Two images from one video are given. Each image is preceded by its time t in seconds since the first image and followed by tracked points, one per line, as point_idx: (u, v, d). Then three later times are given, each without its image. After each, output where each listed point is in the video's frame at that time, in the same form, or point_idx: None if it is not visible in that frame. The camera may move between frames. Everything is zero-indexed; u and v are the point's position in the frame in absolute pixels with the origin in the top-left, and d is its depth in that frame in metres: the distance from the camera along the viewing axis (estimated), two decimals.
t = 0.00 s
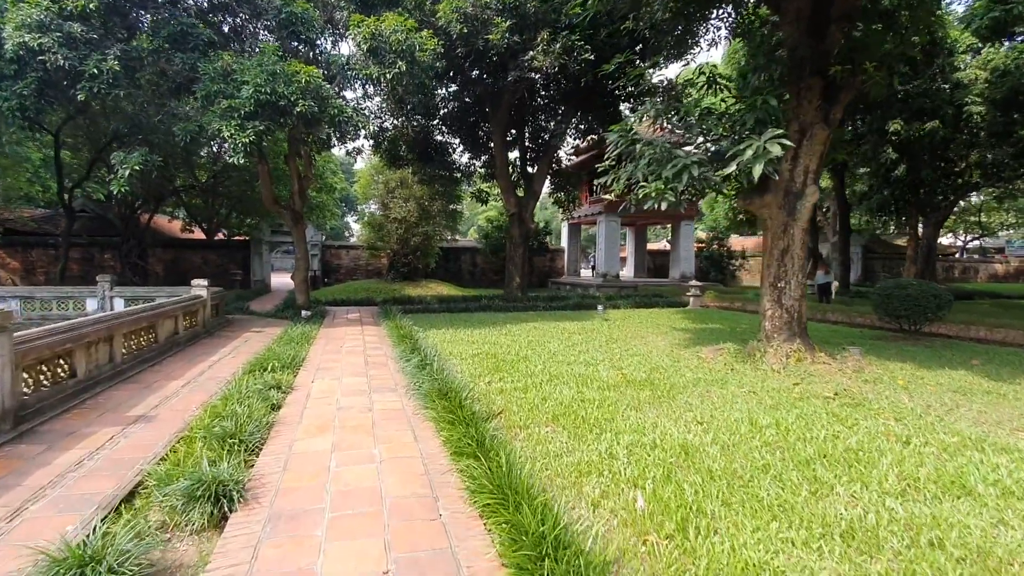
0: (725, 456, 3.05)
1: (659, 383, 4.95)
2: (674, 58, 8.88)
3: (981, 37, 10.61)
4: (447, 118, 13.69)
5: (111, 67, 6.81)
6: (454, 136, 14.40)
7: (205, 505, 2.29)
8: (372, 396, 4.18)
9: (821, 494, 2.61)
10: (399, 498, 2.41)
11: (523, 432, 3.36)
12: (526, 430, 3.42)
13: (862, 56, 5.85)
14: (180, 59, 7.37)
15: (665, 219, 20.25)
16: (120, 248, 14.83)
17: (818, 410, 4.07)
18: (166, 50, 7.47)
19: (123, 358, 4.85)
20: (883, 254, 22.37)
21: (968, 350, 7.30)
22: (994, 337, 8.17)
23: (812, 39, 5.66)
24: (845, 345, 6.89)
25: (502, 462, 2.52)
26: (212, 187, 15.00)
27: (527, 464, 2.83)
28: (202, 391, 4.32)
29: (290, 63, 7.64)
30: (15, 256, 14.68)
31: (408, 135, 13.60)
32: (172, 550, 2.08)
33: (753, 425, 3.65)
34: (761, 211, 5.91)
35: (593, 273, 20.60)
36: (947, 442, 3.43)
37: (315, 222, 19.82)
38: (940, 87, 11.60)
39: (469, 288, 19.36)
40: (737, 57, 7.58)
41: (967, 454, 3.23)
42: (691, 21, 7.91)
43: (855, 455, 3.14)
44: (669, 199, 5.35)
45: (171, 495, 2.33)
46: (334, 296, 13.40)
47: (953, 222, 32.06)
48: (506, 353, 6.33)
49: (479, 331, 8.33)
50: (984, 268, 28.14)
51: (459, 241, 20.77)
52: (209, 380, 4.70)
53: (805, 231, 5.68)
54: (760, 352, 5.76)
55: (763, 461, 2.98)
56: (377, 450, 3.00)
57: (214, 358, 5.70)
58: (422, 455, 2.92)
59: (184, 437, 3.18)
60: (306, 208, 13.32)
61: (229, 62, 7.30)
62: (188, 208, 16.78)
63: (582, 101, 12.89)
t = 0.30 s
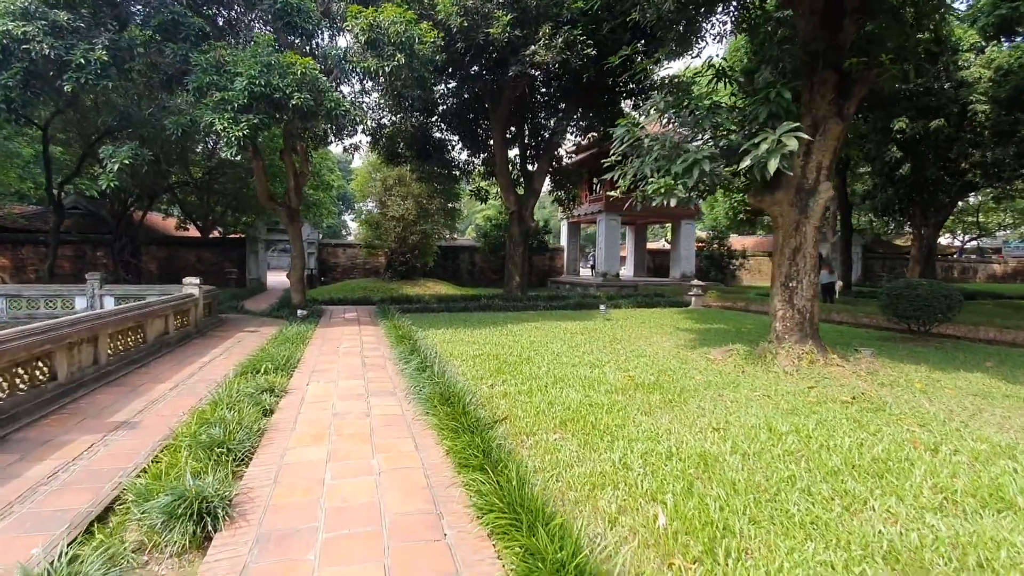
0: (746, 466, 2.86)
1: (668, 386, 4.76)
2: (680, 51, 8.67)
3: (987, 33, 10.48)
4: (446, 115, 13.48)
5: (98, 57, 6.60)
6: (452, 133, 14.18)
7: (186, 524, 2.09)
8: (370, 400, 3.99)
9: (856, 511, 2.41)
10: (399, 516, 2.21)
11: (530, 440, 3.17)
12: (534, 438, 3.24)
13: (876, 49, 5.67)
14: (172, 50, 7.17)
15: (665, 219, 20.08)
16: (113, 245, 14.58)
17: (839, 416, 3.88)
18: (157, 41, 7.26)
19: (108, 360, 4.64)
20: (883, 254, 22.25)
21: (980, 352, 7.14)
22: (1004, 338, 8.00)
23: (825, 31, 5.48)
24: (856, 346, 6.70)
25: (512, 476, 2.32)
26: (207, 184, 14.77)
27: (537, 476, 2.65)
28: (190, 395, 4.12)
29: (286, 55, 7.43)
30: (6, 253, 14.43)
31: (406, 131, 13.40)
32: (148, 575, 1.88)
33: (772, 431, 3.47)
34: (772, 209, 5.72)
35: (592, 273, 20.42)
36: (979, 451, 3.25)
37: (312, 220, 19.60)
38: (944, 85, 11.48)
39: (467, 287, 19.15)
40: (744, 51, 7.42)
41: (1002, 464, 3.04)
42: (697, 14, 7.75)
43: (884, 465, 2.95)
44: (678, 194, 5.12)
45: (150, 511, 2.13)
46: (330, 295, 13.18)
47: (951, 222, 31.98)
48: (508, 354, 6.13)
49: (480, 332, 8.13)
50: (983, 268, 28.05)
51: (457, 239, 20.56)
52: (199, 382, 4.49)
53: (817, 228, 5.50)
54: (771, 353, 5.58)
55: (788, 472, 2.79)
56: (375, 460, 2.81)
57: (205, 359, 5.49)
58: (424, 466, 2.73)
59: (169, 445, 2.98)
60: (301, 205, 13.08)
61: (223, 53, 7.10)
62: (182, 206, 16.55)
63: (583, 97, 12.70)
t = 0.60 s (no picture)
0: (774, 481, 2.66)
1: (679, 391, 4.55)
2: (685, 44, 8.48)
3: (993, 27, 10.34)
4: (443, 112, 13.25)
5: (83, 49, 6.35)
6: (450, 130, 13.94)
7: (164, 554, 1.87)
8: (368, 407, 3.77)
9: (899, 533, 2.21)
10: (401, 543, 2.00)
11: (540, 453, 2.96)
12: (544, 449, 3.02)
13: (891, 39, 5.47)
14: (160, 41, 6.92)
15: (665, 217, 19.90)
16: (104, 245, 14.30)
17: (862, 423, 3.68)
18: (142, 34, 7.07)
19: (92, 366, 4.41)
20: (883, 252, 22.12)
21: (994, 352, 6.96)
22: (1016, 338, 7.83)
23: (839, 21, 5.29)
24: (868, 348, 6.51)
25: (525, 497, 2.12)
26: (200, 182, 14.52)
27: (550, 495, 2.44)
28: (177, 402, 3.90)
29: (278, 46, 7.19)
30: None
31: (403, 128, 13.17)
32: None
33: (795, 440, 3.27)
34: (783, 205, 5.52)
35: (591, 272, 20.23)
36: (1018, 461, 3.05)
37: (307, 219, 19.34)
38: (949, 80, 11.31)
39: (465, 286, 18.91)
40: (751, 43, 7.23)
41: None
42: (703, 6, 7.56)
43: (922, 479, 2.75)
44: (688, 190, 4.93)
45: (124, 538, 1.92)
46: (326, 295, 12.92)
47: (948, 221, 31.90)
48: (510, 357, 5.91)
49: (480, 333, 7.91)
50: (981, 266, 27.96)
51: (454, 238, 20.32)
52: (186, 389, 4.27)
53: (831, 226, 5.31)
54: (784, 355, 5.38)
55: (819, 488, 2.59)
56: (373, 476, 2.60)
57: (195, 363, 5.26)
58: (428, 483, 2.52)
59: (151, 461, 2.77)
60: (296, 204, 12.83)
61: (214, 45, 6.88)
62: (175, 204, 16.27)
63: (583, 93, 12.49)
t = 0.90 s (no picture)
0: (804, 499, 2.46)
1: (690, 396, 4.35)
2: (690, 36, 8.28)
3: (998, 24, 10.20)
4: (440, 110, 13.02)
5: (66, 39, 6.12)
6: (447, 128, 13.70)
7: None
8: (364, 416, 3.55)
9: (948, 560, 2.02)
10: None
11: (549, 468, 2.76)
12: (553, 464, 2.82)
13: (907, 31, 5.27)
14: (147, 32, 6.76)
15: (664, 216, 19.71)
16: (94, 244, 14.03)
17: (886, 433, 3.49)
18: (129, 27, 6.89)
19: (71, 372, 4.19)
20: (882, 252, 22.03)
21: (1006, 354, 6.80)
22: None
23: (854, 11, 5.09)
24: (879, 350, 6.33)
25: (539, 525, 1.91)
26: (193, 180, 14.26)
27: (563, 517, 2.24)
28: (160, 412, 3.67)
29: (270, 38, 6.97)
30: None
31: (399, 126, 12.93)
32: None
33: (818, 452, 3.08)
34: (795, 203, 5.33)
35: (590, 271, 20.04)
36: None
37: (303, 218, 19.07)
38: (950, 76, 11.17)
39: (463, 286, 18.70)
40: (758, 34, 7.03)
41: None
42: None
43: (961, 497, 2.56)
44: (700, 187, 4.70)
45: (87, 575, 1.71)
46: (321, 295, 12.68)
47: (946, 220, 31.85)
48: (511, 360, 5.71)
49: (480, 334, 7.70)
50: (979, 265, 27.93)
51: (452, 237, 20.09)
52: (171, 396, 4.05)
53: (844, 224, 5.13)
54: (796, 359, 5.19)
55: (853, 507, 2.40)
56: (368, 496, 2.38)
57: (182, 368, 5.04)
58: (429, 503, 2.31)
59: (127, 479, 2.55)
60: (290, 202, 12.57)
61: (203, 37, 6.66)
62: (168, 203, 16.00)
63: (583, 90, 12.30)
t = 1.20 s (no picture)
0: (841, 521, 2.24)
1: (703, 402, 4.15)
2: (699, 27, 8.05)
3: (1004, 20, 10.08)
4: (439, 107, 12.80)
5: (48, 28, 5.99)
6: (446, 125, 13.48)
7: None
8: (360, 424, 3.32)
9: None
10: None
11: (559, 484, 2.53)
12: (563, 479, 2.59)
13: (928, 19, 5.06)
14: (136, 22, 6.67)
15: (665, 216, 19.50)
16: (86, 242, 13.79)
17: (917, 442, 3.27)
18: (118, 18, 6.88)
19: (48, 376, 3.98)
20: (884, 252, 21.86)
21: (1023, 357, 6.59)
22: None
23: None
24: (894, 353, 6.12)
25: (556, 557, 1.69)
26: (188, 177, 14.05)
27: (578, 542, 2.02)
28: (141, 420, 3.45)
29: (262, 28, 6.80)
30: None
31: (397, 123, 12.72)
32: None
33: (848, 465, 2.86)
34: (810, 200, 5.12)
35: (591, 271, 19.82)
36: None
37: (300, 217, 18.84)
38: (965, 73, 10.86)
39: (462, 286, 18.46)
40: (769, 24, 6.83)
41: None
42: None
43: (1011, 516, 2.34)
44: (714, 182, 4.44)
45: None
46: (318, 295, 12.44)
47: (947, 221, 31.69)
48: (514, 363, 5.48)
49: (481, 336, 7.47)
50: (980, 266, 27.79)
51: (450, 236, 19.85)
52: (154, 403, 3.83)
53: (861, 222, 4.93)
54: (811, 362, 4.98)
55: (898, 530, 2.17)
56: (363, 518, 2.16)
57: (170, 372, 4.81)
58: (429, 526, 2.08)
59: (97, 497, 2.32)
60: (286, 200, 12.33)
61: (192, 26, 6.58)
62: (162, 201, 15.77)
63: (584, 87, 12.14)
